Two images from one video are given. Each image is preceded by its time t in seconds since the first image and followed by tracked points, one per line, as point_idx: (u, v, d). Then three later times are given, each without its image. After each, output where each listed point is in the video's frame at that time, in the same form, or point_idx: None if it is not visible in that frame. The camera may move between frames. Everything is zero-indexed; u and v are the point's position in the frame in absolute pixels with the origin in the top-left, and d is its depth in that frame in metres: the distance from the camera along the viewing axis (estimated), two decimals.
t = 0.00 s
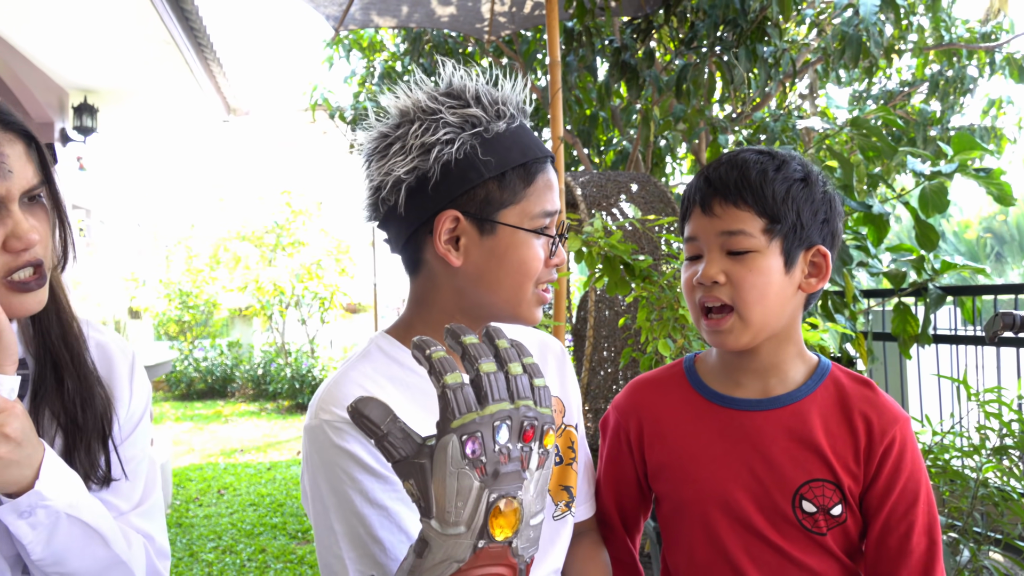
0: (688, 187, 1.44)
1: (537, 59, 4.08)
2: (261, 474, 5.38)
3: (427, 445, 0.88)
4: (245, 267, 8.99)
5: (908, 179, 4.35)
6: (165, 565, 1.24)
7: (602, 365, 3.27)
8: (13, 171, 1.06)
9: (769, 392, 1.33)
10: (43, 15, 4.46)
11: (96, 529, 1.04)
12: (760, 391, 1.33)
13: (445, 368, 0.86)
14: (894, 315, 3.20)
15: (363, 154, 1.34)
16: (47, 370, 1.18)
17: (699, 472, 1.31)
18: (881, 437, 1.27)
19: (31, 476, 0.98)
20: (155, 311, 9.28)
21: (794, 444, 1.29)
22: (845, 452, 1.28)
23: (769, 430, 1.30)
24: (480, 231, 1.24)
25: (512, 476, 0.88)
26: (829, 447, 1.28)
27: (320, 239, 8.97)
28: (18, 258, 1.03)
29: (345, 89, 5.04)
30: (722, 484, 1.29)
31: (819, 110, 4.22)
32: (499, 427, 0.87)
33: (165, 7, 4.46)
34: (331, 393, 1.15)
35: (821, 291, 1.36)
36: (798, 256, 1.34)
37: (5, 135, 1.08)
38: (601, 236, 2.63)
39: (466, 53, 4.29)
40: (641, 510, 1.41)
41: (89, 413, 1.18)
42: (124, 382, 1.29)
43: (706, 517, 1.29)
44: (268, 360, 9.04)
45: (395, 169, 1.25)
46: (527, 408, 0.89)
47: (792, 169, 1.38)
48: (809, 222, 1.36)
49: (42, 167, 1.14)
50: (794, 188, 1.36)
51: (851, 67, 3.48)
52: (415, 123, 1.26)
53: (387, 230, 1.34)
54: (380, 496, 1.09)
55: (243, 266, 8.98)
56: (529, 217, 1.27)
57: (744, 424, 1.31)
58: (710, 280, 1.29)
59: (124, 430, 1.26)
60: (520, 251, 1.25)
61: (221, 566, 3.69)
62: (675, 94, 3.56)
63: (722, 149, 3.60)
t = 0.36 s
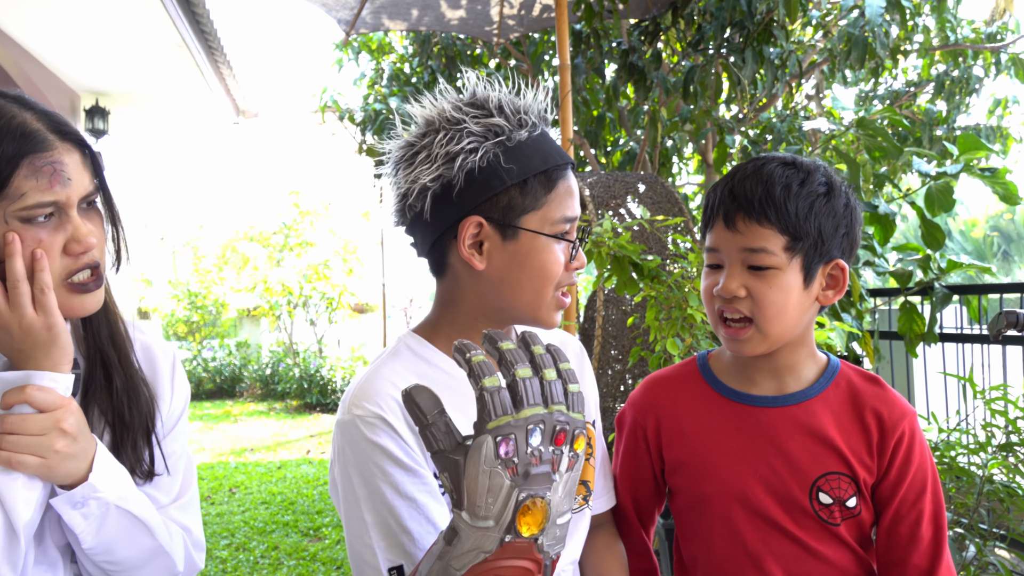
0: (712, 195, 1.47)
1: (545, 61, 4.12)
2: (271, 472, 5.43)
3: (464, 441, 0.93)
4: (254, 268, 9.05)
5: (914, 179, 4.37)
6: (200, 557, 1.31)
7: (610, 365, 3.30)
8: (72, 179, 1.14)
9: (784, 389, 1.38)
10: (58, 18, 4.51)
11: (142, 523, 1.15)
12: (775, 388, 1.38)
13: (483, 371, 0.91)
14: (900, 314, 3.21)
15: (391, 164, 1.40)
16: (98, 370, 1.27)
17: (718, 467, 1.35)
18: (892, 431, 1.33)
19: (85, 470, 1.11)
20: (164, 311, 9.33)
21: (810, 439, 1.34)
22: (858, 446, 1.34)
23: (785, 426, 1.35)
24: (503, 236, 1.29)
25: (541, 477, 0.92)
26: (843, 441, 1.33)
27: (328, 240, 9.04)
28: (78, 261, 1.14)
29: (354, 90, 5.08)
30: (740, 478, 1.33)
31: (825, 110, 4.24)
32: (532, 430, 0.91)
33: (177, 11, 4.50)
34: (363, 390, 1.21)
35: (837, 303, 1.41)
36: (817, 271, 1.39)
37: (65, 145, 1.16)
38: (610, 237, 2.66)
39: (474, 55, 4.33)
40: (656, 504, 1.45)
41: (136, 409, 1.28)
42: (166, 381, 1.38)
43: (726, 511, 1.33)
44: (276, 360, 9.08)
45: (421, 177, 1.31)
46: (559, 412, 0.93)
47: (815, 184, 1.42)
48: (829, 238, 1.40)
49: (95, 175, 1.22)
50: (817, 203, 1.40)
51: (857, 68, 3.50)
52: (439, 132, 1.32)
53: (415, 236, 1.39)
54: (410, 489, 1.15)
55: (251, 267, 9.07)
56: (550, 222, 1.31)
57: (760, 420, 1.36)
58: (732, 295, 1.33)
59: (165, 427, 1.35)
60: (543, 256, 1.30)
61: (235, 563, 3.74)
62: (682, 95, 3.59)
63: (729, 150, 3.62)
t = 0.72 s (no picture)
0: (723, 199, 1.49)
1: (552, 62, 4.14)
2: (279, 470, 5.47)
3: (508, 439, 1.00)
4: (261, 267, 9.10)
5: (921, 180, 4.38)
6: (220, 550, 1.36)
7: (616, 365, 3.32)
8: (101, 180, 1.21)
9: (789, 392, 1.40)
10: (70, 18, 4.56)
11: (167, 516, 1.22)
12: (780, 390, 1.41)
13: (530, 373, 0.98)
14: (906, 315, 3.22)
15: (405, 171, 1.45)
16: (125, 369, 1.33)
17: (723, 467, 1.37)
18: (895, 433, 1.35)
19: (113, 465, 1.17)
20: (171, 309, 9.38)
21: (813, 441, 1.36)
22: (861, 448, 1.36)
23: (789, 427, 1.37)
24: (517, 230, 1.31)
25: (579, 476, 1.00)
26: (846, 443, 1.36)
27: (334, 239, 9.09)
28: (107, 259, 1.20)
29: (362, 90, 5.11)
30: (745, 478, 1.36)
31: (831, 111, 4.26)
32: (574, 431, 0.99)
33: (187, 11, 4.54)
34: (391, 387, 1.26)
35: (843, 308, 1.45)
36: (824, 277, 1.41)
37: (94, 147, 1.23)
38: (617, 238, 2.68)
39: (482, 56, 4.36)
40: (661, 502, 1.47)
41: (160, 406, 1.34)
42: (188, 377, 1.45)
43: (729, 512, 1.35)
44: (282, 358, 9.12)
45: (434, 178, 1.36)
46: (598, 415, 1.01)
47: (824, 191, 1.44)
48: (837, 244, 1.43)
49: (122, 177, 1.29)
50: (825, 210, 1.42)
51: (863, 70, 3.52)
52: (449, 136, 1.36)
53: (434, 240, 1.43)
54: (436, 485, 1.20)
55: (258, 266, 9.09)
56: (562, 214, 1.33)
57: (764, 422, 1.38)
58: (738, 300, 1.36)
59: (187, 423, 1.41)
60: (556, 246, 1.32)
61: (244, 559, 3.78)
62: (689, 97, 3.61)
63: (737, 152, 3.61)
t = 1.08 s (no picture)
0: (722, 202, 1.51)
1: (556, 62, 4.16)
2: (282, 468, 5.50)
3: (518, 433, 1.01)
4: (264, 266, 9.13)
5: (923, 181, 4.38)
6: (230, 544, 1.38)
7: (619, 364, 3.33)
8: (118, 181, 1.22)
9: (790, 392, 1.42)
10: (76, 17, 4.58)
11: (174, 511, 1.23)
12: (781, 390, 1.42)
13: (541, 370, 1.00)
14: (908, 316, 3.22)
15: (419, 170, 1.46)
16: (138, 369, 1.35)
17: (725, 466, 1.39)
18: (895, 432, 1.36)
19: (119, 461, 1.18)
20: (174, 308, 9.40)
21: (814, 441, 1.38)
22: (861, 447, 1.37)
23: (790, 427, 1.39)
24: (529, 229, 1.33)
25: (587, 472, 1.02)
26: (846, 442, 1.37)
27: (337, 238, 9.13)
28: (117, 259, 1.22)
29: (366, 90, 5.13)
30: (747, 477, 1.37)
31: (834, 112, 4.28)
32: (583, 427, 1.00)
33: (193, 12, 4.56)
34: (401, 384, 1.28)
35: (844, 308, 1.46)
36: (823, 279, 1.43)
37: (113, 149, 1.25)
38: (620, 237, 2.69)
39: (486, 56, 4.37)
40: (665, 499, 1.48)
41: (170, 407, 1.35)
42: (199, 376, 1.46)
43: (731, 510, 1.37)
44: (285, 357, 9.13)
45: (449, 176, 1.37)
46: (606, 411, 1.03)
47: (824, 193, 1.46)
48: (837, 246, 1.44)
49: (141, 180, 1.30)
50: (825, 211, 1.44)
51: (866, 72, 3.53)
52: (464, 136, 1.38)
53: (445, 239, 1.45)
54: (445, 481, 1.22)
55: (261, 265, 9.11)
56: (573, 214, 1.35)
57: (766, 421, 1.40)
58: (740, 303, 1.37)
59: (197, 420, 1.43)
60: (567, 245, 1.34)
61: (248, 556, 3.80)
62: (693, 98, 3.62)
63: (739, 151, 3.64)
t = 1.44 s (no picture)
0: (724, 201, 1.53)
1: (561, 62, 4.18)
2: (288, 466, 5.53)
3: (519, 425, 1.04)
4: (270, 264, 9.17)
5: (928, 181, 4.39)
6: (243, 537, 1.41)
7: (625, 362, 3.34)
8: (140, 179, 1.26)
9: (795, 389, 1.43)
10: (84, 16, 4.61)
11: (190, 502, 1.25)
12: (787, 388, 1.43)
13: (541, 362, 1.03)
14: (913, 315, 3.22)
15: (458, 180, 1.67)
16: (157, 365, 1.38)
17: (731, 464, 1.41)
18: (900, 430, 1.38)
19: (137, 451, 1.21)
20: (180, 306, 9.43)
21: (820, 439, 1.39)
22: (867, 445, 1.39)
23: (796, 425, 1.40)
24: (484, 230, 1.41)
25: (590, 461, 1.04)
26: (852, 440, 1.39)
27: (342, 236, 9.18)
28: (134, 256, 1.25)
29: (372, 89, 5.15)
30: (752, 474, 1.39)
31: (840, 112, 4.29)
32: (586, 416, 1.03)
33: (201, 11, 4.58)
34: (401, 364, 1.35)
35: (846, 306, 1.46)
36: (824, 276, 1.43)
37: (138, 149, 1.29)
38: (626, 236, 2.70)
39: (492, 55, 4.38)
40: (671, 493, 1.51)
41: (188, 403, 1.38)
42: (215, 371, 1.49)
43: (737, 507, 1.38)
44: (290, 355, 9.16)
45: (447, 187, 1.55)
46: (607, 402, 1.05)
47: (824, 192, 1.47)
48: (838, 243, 1.45)
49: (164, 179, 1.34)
50: (825, 210, 1.44)
51: (871, 71, 3.54)
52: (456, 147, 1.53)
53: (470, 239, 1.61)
54: (438, 455, 1.27)
55: (267, 263, 9.16)
56: (521, 209, 1.37)
57: (772, 419, 1.41)
58: (739, 299, 1.39)
59: (213, 415, 1.46)
60: (514, 240, 1.36)
61: (256, 552, 3.82)
62: (698, 97, 3.63)
63: (744, 151, 3.65)
